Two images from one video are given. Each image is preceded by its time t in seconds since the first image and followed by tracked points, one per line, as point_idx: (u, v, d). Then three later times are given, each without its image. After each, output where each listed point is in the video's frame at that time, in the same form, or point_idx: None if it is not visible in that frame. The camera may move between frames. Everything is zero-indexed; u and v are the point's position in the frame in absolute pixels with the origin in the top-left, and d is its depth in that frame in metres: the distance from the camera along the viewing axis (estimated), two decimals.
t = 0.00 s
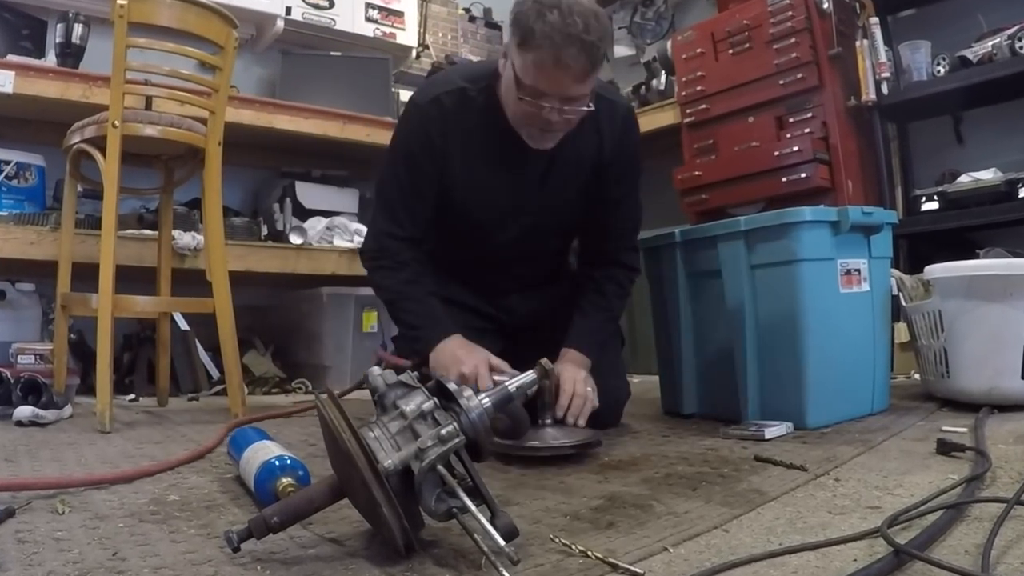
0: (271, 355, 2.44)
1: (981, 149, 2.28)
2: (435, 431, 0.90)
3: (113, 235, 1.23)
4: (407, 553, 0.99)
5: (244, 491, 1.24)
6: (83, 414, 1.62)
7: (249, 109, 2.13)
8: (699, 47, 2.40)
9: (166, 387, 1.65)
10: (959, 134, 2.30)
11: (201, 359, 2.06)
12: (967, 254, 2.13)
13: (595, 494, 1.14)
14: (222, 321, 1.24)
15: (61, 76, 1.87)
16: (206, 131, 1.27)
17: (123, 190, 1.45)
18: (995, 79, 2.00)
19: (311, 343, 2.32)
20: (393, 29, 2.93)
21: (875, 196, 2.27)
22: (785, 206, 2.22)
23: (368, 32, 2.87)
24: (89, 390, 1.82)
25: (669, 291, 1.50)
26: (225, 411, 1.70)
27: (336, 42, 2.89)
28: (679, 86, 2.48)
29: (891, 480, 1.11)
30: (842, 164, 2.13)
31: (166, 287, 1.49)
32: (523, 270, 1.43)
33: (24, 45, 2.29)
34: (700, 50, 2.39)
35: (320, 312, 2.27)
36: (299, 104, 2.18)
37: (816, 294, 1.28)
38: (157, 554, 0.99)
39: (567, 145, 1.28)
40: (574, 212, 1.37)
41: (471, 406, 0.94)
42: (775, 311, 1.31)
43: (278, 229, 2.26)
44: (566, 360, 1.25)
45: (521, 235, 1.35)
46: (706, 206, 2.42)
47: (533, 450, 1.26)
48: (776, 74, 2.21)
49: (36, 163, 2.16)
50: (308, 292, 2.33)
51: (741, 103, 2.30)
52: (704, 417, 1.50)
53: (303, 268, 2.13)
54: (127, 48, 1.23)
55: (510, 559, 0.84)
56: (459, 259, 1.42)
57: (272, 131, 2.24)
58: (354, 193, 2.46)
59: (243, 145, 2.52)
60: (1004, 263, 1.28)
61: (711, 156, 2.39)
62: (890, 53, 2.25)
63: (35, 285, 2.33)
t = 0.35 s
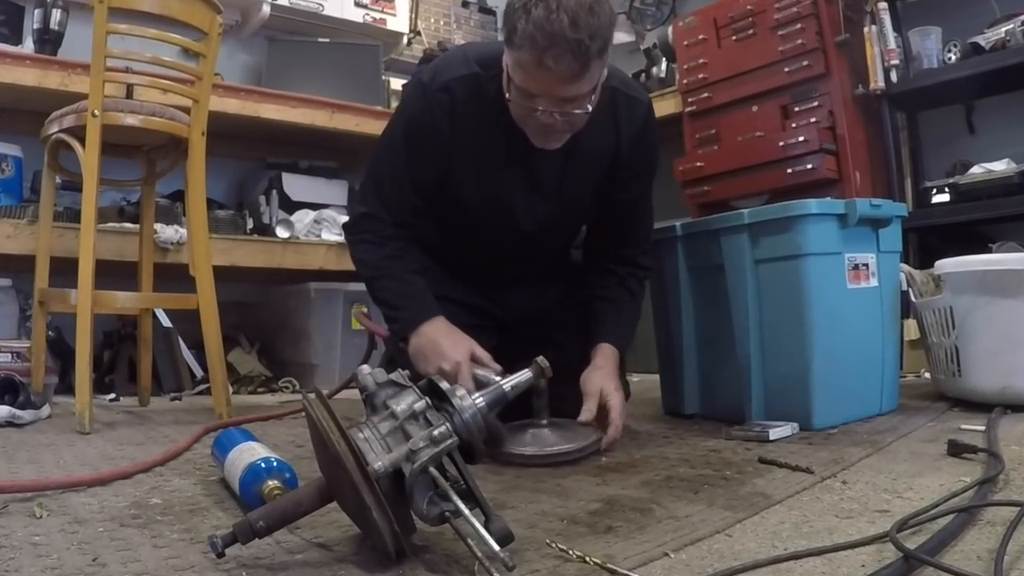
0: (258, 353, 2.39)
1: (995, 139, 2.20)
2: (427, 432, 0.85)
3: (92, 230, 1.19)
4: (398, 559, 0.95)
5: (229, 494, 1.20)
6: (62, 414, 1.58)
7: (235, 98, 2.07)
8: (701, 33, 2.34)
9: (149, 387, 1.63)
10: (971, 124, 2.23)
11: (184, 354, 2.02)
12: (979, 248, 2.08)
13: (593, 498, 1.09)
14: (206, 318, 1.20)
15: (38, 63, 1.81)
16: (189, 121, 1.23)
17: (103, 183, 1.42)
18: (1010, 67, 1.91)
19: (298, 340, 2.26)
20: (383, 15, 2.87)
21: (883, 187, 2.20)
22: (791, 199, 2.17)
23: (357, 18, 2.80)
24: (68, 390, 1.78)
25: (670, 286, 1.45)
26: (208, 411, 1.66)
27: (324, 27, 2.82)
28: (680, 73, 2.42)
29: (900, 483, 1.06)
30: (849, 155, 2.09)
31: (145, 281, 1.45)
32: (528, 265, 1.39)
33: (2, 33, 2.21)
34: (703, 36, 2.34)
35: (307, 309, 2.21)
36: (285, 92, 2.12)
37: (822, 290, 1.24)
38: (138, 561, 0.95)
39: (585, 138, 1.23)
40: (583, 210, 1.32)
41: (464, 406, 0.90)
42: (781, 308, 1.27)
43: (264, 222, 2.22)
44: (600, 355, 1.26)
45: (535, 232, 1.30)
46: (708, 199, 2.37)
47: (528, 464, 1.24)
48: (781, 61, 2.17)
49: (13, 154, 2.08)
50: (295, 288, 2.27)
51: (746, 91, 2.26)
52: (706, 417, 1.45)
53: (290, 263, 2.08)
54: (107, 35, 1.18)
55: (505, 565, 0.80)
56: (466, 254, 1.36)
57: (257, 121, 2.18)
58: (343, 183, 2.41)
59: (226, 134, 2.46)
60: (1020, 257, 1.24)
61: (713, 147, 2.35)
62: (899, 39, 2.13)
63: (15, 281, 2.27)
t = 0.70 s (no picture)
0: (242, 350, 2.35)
1: (1008, 129, 2.15)
2: (418, 433, 0.81)
3: (71, 223, 1.14)
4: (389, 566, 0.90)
5: (213, 498, 1.15)
6: (40, 414, 1.53)
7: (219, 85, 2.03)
8: (703, 18, 2.30)
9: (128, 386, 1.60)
10: (983, 113, 2.18)
11: (164, 350, 1.99)
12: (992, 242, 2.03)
13: (590, 501, 1.05)
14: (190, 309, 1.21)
15: (16, 49, 1.76)
16: (171, 109, 1.21)
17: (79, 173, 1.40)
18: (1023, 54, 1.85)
19: (284, 337, 2.22)
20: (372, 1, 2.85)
21: (893, 179, 2.14)
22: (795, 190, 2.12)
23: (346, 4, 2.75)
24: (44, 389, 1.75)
25: (670, 282, 1.40)
26: (191, 410, 1.62)
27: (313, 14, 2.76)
28: (681, 59, 2.38)
29: (911, 486, 1.01)
30: (857, 144, 2.04)
31: (128, 276, 1.45)
32: (524, 260, 1.35)
33: None
34: (705, 22, 2.30)
35: (293, 305, 2.16)
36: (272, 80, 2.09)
37: (829, 285, 1.20)
38: (117, 567, 0.90)
39: (583, 130, 1.19)
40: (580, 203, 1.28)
41: (458, 406, 0.85)
42: (786, 304, 1.23)
43: (248, 215, 2.15)
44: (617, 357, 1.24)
45: (530, 225, 1.26)
46: (710, 190, 2.33)
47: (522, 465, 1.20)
48: (786, 48, 2.12)
49: None
50: (280, 284, 2.23)
51: (750, 79, 2.21)
52: (709, 418, 1.40)
53: (276, 256, 2.04)
54: (85, 21, 1.14)
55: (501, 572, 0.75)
56: (460, 249, 1.32)
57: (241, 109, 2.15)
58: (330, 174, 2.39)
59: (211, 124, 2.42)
60: None
61: (715, 136, 2.30)
62: (909, 24, 2.07)
63: None
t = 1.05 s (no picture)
0: (225, 348, 2.30)
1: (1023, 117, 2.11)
2: (409, 433, 0.76)
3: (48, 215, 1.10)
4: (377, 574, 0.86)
5: (195, 501, 1.10)
6: (19, 414, 1.48)
7: (201, 72, 1.99)
8: (705, 3, 2.24)
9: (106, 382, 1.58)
10: (998, 101, 2.13)
11: (145, 349, 1.96)
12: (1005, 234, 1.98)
13: (588, 505, 1.00)
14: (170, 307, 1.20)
15: None
16: (150, 98, 1.17)
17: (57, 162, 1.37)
18: None
19: (269, 333, 2.18)
20: None
21: (903, 170, 2.09)
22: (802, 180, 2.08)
23: None
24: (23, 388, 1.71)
25: (672, 277, 1.35)
26: (173, 410, 1.57)
27: None
28: (682, 45, 2.32)
29: (921, 489, 0.97)
30: (867, 133, 2.00)
31: (106, 271, 1.44)
32: (519, 254, 1.30)
33: None
34: (707, 6, 2.24)
35: (280, 300, 2.12)
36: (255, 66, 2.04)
37: (837, 279, 1.16)
38: None
39: (580, 117, 1.15)
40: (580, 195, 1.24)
41: (449, 406, 0.80)
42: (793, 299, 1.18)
43: (232, 207, 2.15)
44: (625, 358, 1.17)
45: (528, 218, 1.22)
46: (712, 180, 2.28)
47: (515, 469, 1.15)
48: (793, 33, 2.07)
49: None
50: (264, 279, 2.18)
51: (755, 65, 2.16)
52: (711, 418, 1.36)
53: (261, 250, 2.00)
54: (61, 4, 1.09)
55: None
56: (455, 244, 1.27)
57: (224, 97, 2.10)
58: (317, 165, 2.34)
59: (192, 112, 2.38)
60: None
61: (718, 125, 2.25)
62: (920, 10, 2.03)
63: None
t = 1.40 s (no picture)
0: (207, 345, 2.26)
1: None
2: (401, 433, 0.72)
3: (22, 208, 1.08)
4: None
5: (176, 505, 1.05)
6: None
7: (181, 57, 1.95)
8: None
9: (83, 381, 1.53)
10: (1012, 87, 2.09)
11: (123, 347, 1.92)
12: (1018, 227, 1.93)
13: (586, 509, 0.95)
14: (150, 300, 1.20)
15: None
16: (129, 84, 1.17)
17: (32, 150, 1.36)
18: None
19: (252, 331, 2.13)
20: None
21: (914, 158, 2.05)
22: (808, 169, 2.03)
23: None
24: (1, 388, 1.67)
25: (672, 270, 1.31)
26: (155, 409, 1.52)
27: None
28: (684, 30, 2.27)
29: (933, 492, 0.92)
30: (876, 121, 1.96)
31: (84, 264, 1.45)
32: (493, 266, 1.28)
33: None
34: None
35: (264, 294, 2.08)
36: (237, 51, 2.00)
37: (845, 273, 1.12)
38: None
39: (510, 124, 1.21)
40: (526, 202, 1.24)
41: (442, 405, 0.76)
42: (800, 295, 1.14)
43: (215, 197, 2.08)
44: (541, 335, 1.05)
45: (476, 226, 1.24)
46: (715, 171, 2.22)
47: (510, 472, 1.11)
48: (800, 16, 2.02)
49: None
50: (247, 273, 2.13)
51: (760, 50, 2.10)
52: (714, 418, 1.31)
53: (243, 243, 1.97)
54: None
55: None
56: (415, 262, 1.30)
57: (206, 84, 2.05)
58: (302, 155, 2.29)
59: (174, 100, 2.34)
60: None
61: (722, 113, 2.20)
62: None
63: None
